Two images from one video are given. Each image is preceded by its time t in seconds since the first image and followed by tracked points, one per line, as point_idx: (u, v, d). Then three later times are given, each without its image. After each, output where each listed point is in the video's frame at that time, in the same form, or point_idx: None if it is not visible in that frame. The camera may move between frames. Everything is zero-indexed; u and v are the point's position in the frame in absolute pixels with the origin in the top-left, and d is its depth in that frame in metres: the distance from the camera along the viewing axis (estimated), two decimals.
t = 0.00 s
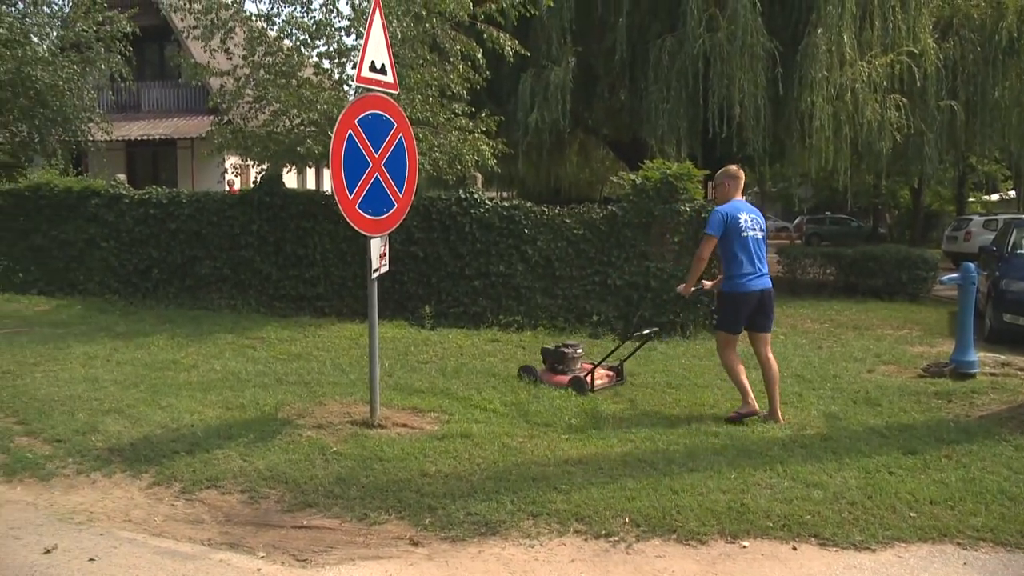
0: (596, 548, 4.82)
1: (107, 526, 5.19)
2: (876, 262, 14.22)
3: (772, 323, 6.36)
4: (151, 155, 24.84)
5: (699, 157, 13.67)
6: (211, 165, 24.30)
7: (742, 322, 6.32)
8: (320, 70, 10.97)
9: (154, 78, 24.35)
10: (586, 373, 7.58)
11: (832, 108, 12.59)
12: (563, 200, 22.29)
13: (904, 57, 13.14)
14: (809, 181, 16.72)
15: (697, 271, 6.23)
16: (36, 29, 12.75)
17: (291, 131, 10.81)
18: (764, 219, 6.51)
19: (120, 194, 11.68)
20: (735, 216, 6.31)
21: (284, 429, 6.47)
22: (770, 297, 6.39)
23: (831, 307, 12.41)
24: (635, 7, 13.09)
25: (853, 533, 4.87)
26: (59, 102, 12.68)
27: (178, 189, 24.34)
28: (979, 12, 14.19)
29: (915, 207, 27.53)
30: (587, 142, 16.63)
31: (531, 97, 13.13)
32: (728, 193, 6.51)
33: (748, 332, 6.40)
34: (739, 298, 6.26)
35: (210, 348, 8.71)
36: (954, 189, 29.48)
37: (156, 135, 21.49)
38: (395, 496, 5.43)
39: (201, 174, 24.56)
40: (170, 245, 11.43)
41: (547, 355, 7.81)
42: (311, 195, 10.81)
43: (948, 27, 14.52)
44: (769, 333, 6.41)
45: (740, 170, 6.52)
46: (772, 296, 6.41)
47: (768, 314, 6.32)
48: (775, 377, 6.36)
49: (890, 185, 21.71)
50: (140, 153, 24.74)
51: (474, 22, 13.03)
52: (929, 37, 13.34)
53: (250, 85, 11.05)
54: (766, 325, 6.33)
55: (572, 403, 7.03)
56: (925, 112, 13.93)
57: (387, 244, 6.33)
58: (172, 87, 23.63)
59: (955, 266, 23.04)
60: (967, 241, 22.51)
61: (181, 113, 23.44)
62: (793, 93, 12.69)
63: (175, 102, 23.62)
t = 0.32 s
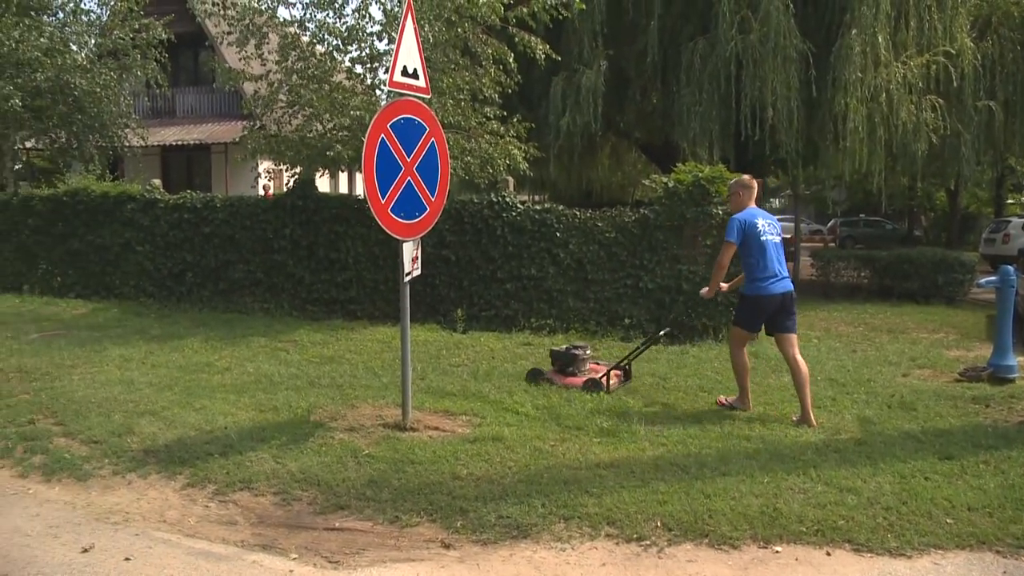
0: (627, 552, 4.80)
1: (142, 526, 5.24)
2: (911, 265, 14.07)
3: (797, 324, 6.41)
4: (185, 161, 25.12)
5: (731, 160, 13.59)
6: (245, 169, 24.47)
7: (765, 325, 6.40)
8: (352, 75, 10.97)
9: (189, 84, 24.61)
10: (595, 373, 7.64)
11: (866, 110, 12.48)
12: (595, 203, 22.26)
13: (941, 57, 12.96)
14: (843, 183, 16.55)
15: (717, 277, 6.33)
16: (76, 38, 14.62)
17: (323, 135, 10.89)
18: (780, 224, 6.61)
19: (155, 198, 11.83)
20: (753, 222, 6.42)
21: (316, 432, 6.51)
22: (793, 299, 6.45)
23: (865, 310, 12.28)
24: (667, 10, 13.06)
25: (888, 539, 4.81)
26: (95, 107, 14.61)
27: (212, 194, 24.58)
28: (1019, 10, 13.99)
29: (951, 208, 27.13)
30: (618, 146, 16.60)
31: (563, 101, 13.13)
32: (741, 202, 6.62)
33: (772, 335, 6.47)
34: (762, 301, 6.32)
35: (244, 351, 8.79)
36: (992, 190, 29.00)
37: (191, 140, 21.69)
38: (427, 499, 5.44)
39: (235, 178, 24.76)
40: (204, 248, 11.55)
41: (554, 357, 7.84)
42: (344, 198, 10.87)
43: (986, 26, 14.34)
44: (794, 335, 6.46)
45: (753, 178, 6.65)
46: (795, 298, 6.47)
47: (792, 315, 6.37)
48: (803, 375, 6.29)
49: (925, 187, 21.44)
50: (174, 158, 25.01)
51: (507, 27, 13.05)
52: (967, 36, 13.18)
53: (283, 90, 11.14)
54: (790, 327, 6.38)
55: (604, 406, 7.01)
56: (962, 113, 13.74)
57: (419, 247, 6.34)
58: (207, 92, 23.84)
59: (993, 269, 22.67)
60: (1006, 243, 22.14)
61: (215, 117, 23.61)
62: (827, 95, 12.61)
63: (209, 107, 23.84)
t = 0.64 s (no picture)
0: (657, 557, 4.78)
1: (173, 525, 5.29)
2: (945, 269, 13.93)
3: (796, 323, 6.61)
4: (216, 163, 25.28)
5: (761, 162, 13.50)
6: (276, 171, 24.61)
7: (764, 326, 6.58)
8: (382, 77, 11.07)
9: (220, 87, 24.78)
10: (593, 372, 7.75)
11: (899, 112, 12.35)
12: (623, 206, 22.20)
13: (977, 58, 12.81)
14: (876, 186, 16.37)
15: (719, 283, 6.49)
16: (111, 42, 15.11)
17: (353, 138, 10.93)
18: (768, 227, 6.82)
19: (187, 200, 11.95)
20: (747, 227, 6.60)
21: (345, 433, 6.54)
22: (790, 298, 6.65)
23: (896, 315, 12.15)
24: (697, 12, 13.01)
25: (921, 546, 4.75)
26: (129, 110, 14.84)
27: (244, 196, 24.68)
28: None
29: (986, 212, 26.75)
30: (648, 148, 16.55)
31: (593, 103, 13.11)
32: (729, 208, 6.83)
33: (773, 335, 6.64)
34: (764, 303, 6.50)
35: (275, 352, 8.85)
36: None
37: (223, 142, 21.81)
38: (456, 501, 5.44)
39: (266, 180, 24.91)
40: (235, 250, 11.64)
41: (551, 356, 7.92)
42: (374, 201, 10.89)
43: None
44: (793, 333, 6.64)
45: (738, 184, 6.88)
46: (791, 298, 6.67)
47: (790, 315, 6.57)
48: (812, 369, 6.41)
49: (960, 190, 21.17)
50: (206, 160, 25.21)
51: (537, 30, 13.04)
52: (1003, 37, 13.05)
53: (314, 93, 11.19)
54: (791, 326, 6.56)
55: (634, 410, 6.98)
56: (998, 115, 13.56)
57: (449, 250, 6.34)
58: (238, 95, 24.00)
59: None
60: None
61: (246, 119, 23.76)
62: (859, 97, 12.54)
63: (241, 110, 23.98)
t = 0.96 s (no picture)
0: (692, 560, 4.75)
1: (210, 524, 5.34)
2: (986, 272, 13.73)
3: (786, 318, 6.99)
4: (252, 165, 25.50)
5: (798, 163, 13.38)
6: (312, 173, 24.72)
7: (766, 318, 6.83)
8: (417, 80, 11.11)
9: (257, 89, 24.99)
10: (601, 371, 7.78)
11: (939, 112, 12.20)
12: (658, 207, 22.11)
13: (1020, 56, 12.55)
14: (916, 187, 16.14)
15: (726, 274, 6.71)
16: (150, 46, 15.37)
17: (389, 139, 10.96)
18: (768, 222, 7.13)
19: (224, 202, 12.07)
20: (753, 220, 6.87)
21: (380, 434, 6.56)
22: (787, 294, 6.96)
23: (936, 318, 11.97)
24: (733, 12, 12.94)
25: (963, 554, 4.67)
26: (167, 113, 15.00)
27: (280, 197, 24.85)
28: None
29: None
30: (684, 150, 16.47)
31: (628, 104, 13.08)
32: (733, 201, 7.10)
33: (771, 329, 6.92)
34: (768, 296, 6.74)
35: (310, 353, 8.90)
36: None
37: (259, 145, 21.94)
38: (490, 503, 5.44)
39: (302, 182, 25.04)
40: (271, 251, 11.74)
41: (559, 357, 7.86)
42: (409, 202, 10.90)
43: None
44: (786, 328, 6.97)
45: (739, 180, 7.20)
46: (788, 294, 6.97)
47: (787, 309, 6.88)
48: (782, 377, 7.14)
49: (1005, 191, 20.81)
50: (243, 161, 25.43)
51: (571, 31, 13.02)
52: None
53: (349, 96, 11.22)
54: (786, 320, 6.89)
55: (669, 413, 6.94)
56: None
57: (485, 251, 6.34)
58: (275, 97, 24.15)
59: None
60: None
61: (281, 121, 23.91)
62: (898, 97, 12.45)
63: (276, 112, 24.15)
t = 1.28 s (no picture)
0: (724, 563, 4.71)
1: (243, 520, 5.38)
2: None
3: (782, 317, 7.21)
4: (286, 163, 25.66)
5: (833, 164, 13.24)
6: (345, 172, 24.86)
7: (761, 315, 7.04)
8: (451, 79, 11.14)
9: (292, 88, 25.17)
10: (599, 367, 7.88)
11: (979, 112, 12.03)
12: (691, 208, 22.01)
13: None
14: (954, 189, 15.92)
15: (726, 268, 6.89)
16: (187, 45, 15.47)
17: (422, 138, 11.02)
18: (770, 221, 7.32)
19: (258, 200, 12.17)
20: (759, 219, 7.05)
21: (412, 432, 6.57)
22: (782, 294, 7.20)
23: (973, 321, 11.80)
24: (768, 11, 12.86)
25: (1002, 562, 4.58)
26: (203, 112, 15.27)
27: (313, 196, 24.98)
28: None
29: None
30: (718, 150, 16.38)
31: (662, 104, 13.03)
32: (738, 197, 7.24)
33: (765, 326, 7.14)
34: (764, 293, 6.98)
35: (342, 351, 8.95)
36: None
37: (293, 143, 22.09)
38: (522, 502, 5.44)
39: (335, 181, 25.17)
40: (305, 249, 11.82)
41: (556, 353, 7.95)
42: (442, 201, 10.91)
43: None
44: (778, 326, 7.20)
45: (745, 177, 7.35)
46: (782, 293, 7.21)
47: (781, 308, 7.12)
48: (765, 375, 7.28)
49: None
50: (277, 160, 25.62)
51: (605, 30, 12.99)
52: None
53: (383, 94, 11.24)
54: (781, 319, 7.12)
55: (703, 414, 6.89)
56: None
57: (518, 251, 6.34)
58: (309, 96, 24.29)
59: None
60: None
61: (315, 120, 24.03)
62: (936, 97, 12.31)
63: (311, 111, 24.30)
